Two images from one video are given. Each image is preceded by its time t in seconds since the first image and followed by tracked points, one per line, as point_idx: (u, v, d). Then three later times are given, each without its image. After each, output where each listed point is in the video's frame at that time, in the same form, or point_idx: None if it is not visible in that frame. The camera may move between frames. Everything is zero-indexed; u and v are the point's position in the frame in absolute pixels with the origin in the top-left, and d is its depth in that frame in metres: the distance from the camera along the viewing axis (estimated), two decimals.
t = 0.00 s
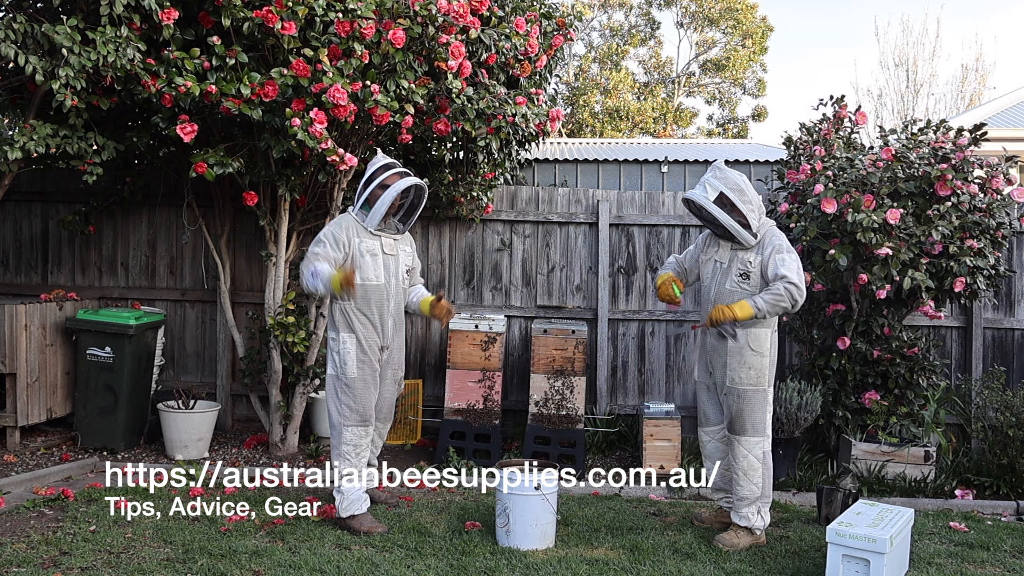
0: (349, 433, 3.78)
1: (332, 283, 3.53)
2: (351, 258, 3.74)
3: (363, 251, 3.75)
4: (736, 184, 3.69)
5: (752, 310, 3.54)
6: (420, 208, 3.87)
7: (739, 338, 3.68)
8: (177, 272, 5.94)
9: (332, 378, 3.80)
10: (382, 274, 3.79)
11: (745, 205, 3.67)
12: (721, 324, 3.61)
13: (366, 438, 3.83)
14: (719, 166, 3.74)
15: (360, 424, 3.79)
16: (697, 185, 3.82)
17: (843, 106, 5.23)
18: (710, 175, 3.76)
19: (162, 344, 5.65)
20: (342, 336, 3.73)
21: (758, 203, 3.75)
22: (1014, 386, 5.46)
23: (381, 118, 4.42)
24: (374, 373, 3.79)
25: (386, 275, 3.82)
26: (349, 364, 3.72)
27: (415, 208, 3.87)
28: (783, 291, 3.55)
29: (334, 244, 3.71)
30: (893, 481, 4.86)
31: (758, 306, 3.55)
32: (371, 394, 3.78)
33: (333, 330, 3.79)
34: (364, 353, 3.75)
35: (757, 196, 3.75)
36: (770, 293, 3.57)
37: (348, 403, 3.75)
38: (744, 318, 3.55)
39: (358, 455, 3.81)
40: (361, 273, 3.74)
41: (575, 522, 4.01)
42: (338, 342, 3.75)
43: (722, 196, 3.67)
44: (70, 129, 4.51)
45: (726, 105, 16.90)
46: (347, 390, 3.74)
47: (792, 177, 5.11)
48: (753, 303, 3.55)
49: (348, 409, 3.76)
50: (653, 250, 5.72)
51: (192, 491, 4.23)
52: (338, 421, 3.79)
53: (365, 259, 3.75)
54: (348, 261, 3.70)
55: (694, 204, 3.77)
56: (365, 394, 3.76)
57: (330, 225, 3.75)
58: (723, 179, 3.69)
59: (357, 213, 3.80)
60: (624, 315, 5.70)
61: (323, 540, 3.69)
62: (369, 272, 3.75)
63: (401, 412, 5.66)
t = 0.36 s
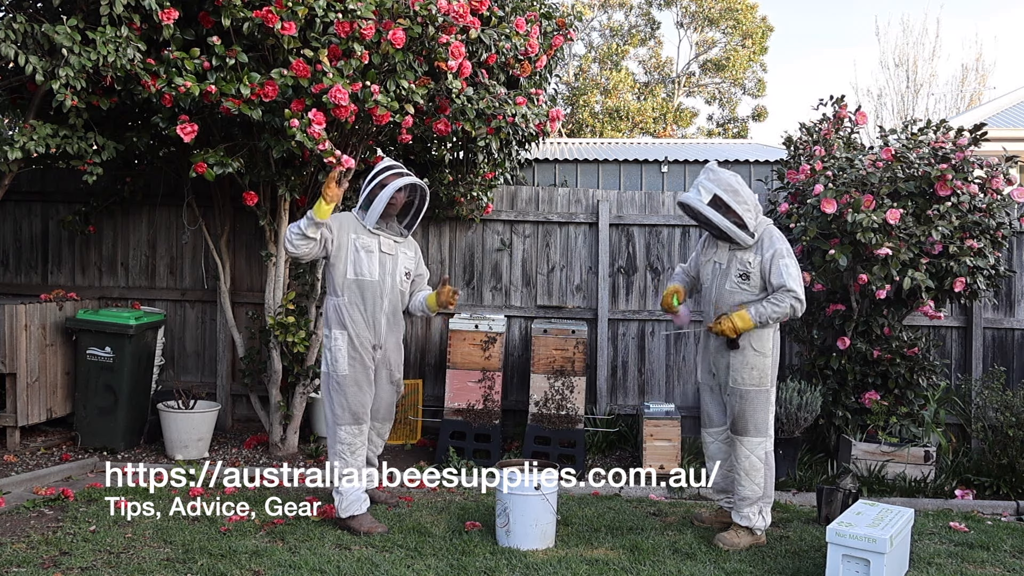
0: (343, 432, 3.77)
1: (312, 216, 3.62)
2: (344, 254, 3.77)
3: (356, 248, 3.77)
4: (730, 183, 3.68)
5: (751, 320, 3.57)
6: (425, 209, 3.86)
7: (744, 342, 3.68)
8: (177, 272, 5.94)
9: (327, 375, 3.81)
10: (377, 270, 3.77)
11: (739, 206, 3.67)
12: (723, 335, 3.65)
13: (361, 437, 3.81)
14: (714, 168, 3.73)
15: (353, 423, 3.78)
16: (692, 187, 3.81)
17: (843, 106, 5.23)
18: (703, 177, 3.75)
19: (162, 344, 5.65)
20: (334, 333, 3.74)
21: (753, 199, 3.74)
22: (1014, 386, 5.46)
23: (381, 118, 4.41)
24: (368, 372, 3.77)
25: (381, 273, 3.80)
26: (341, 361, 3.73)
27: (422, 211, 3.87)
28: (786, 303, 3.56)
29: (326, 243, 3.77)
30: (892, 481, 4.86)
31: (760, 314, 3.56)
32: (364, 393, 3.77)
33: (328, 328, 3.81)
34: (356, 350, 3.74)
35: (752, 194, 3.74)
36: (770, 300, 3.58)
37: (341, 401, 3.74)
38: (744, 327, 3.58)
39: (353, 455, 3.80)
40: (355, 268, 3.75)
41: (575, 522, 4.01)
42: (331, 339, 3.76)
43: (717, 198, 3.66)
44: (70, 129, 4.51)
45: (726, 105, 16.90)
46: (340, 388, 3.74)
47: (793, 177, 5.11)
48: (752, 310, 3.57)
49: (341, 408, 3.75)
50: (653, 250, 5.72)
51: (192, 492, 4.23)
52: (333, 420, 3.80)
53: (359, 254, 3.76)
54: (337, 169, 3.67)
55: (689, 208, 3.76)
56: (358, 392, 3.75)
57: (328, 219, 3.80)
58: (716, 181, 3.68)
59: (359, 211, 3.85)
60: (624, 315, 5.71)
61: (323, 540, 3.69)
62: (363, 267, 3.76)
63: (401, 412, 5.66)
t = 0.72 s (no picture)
0: (339, 431, 3.76)
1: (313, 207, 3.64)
2: (340, 253, 3.77)
3: (353, 247, 3.76)
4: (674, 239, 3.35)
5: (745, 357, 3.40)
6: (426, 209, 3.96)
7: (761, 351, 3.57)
8: (177, 272, 5.94)
9: (321, 375, 3.79)
10: (373, 270, 3.76)
11: (698, 260, 3.34)
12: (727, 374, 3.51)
13: (357, 437, 3.80)
14: (659, 231, 3.38)
15: (349, 423, 3.77)
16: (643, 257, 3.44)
17: (843, 106, 5.23)
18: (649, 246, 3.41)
19: (162, 344, 5.65)
20: (329, 332, 3.73)
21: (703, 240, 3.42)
22: (1014, 386, 5.46)
23: (381, 118, 4.42)
24: (362, 372, 3.76)
25: (377, 272, 3.79)
26: (336, 361, 3.72)
27: (424, 210, 3.95)
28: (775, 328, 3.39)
29: (321, 240, 3.79)
30: (892, 481, 4.86)
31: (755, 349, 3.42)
32: (359, 392, 3.76)
33: (322, 327, 3.79)
34: (351, 350, 3.73)
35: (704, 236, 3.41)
36: (760, 330, 3.42)
37: (337, 400, 3.74)
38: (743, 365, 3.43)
39: (348, 455, 3.78)
40: (351, 267, 3.75)
41: (575, 522, 4.01)
42: (325, 339, 3.75)
43: (671, 263, 3.34)
44: (70, 129, 4.51)
45: (726, 105, 16.90)
46: (334, 387, 3.73)
47: (792, 177, 5.12)
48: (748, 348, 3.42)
49: (336, 407, 3.74)
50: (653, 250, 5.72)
51: (192, 492, 4.23)
52: (329, 419, 3.78)
53: (356, 254, 3.75)
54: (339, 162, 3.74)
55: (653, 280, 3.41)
56: (352, 392, 3.74)
57: (324, 216, 3.80)
58: (661, 243, 3.36)
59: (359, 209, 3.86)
60: (624, 315, 5.71)
61: (323, 540, 3.69)
62: (359, 267, 3.75)
63: (401, 412, 5.66)
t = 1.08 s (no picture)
0: (338, 431, 3.77)
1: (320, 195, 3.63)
2: (341, 252, 3.78)
3: (352, 247, 3.77)
4: (641, 338, 3.11)
5: (751, 392, 3.49)
6: (426, 211, 3.91)
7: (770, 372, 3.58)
8: (178, 272, 5.94)
9: (320, 375, 3.80)
10: (372, 270, 3.77)
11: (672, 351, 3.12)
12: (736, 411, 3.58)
13: (356, 437, 3.81)
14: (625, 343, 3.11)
15: (348, 423, 3.78)
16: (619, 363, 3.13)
17: (843, 106, 5.23)
18: (623, 356, 3.13)
19: (161, 344, 5.65)
20: (329, 332, 3.74)
21: (664, 322, 3.22)
22: (1014, 386, 5.46)
23: (381, 118, 4.41)
24: (362, 372, 3.77)
25: (377, 272, 3.79)
26: (335, 361, 3.72)
27: (422, 212, 3.91)
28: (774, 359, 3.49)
29: (320, 237, 3.80)
30: (892, 481, 4.86)
31: (759, 383, 3.51)
32: (358, 392, 3.76)
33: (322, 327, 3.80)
34: (351, 350, 3.74)
35: (662, 322, 3.20)
36: (760, 367, 3.50)
37: (336, 400, 3.74)
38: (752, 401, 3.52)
39: (348, 454, 3.79)
40: (351, 266, 3.75)
41: (575, 522, 4.01)
42: (325, 340, 3.76)
43: (655, 362, 3.07)
44: (70, 129, 4.51)
45: (726, 105, 16.90)
46: (334, 387, 3.74)
47: (792, 177, 5.12)
48: (753, 385, 3.50)
49: (335, 407, 3.75)
50: (653, 250, 5.72)
51: (193, 491, 4.23)
52: (328, 419, 3.79)
53: (356, 254, 3.76)
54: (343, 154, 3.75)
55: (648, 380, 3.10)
56: (352, 392, 3.75)
57: (324, 213, 3.82)
58: (635, 348, 3.08)
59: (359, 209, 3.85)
60: (624, 315, 5.70)
61: (323, 540, 3.69)
62: (359, 268, 3.75)
63: (401, 412, 5.66)
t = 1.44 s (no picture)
0: (338, 431, 3.78)
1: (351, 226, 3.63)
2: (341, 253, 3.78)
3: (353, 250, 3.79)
4: (639, 346, 3.13)
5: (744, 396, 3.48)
6: (426, 211, 3.88)
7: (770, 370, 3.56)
8: (178, 272, 5.94)
9: (321, 376, 3.82)
10: (372, 272, 3.78)
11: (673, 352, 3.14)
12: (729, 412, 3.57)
13: (356, 437, 3.81)
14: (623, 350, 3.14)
15: (348, 423, 3.78)
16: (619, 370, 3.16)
17: (843, 106, 5.23)
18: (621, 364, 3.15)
19: (161, 344, 5.65)
20: (329, 333, 3.76)
21: (661, 326, 3.23)
22: (1014, 386, 5.46)
23: (381, 118, 4.41)
24: (361, 372, 3.78)
25: (377, 274, 3.80)
26: (335, 361, 3.74)
27: (421, 212, 3.88)
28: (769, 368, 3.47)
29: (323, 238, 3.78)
30: (892, 481, 4.86)
31: (751, 389, 3.48)
32: (358, 393, 3.77)
33: (322, 328, 3.82)
34: (351, 351, 3.75)
35: (660, 326, 3.22)
36: (754, 372, 3.47)
37: (336, 401, 3.75)
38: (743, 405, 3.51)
39: (348, 455, 3.79)
40: (351, 268, 3.75)
41: (575, 522, 4.01)
42: (325, 341, 3.78)
43: (654, 370, 3.10)
44: (70, 129, 4.51)
45: (726, 105, 16.90)
46: (333, 387, 3.74)
47: (792, 177, 5.12)
48: (745, 390, 3.48)
49: (335, 407, 3.76)
50: (653, 250, 5.72)
51: (193, 491, 4.23)
52: (328, 420, 3.80)
53: (357, 255, 3.76)
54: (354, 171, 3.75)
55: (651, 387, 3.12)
56: (352, 393, 3.76)
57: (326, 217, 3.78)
58: (632, 357, 3.10)
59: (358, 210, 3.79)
60: (624, 315, 5.71)
61: (323, 540, 3.69)
62: (359, 269, 3.76)
63: (401, 412, 5.66)
